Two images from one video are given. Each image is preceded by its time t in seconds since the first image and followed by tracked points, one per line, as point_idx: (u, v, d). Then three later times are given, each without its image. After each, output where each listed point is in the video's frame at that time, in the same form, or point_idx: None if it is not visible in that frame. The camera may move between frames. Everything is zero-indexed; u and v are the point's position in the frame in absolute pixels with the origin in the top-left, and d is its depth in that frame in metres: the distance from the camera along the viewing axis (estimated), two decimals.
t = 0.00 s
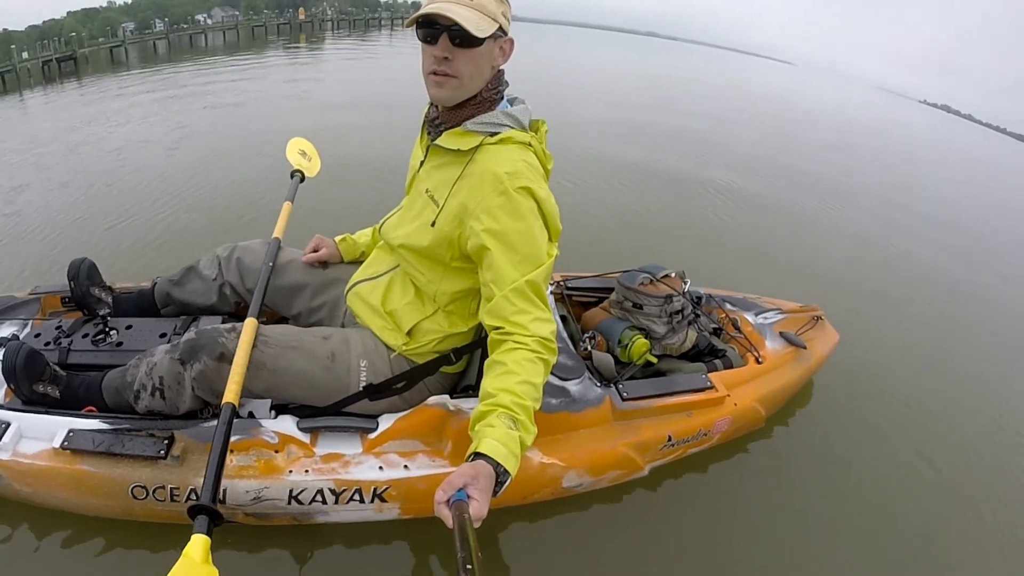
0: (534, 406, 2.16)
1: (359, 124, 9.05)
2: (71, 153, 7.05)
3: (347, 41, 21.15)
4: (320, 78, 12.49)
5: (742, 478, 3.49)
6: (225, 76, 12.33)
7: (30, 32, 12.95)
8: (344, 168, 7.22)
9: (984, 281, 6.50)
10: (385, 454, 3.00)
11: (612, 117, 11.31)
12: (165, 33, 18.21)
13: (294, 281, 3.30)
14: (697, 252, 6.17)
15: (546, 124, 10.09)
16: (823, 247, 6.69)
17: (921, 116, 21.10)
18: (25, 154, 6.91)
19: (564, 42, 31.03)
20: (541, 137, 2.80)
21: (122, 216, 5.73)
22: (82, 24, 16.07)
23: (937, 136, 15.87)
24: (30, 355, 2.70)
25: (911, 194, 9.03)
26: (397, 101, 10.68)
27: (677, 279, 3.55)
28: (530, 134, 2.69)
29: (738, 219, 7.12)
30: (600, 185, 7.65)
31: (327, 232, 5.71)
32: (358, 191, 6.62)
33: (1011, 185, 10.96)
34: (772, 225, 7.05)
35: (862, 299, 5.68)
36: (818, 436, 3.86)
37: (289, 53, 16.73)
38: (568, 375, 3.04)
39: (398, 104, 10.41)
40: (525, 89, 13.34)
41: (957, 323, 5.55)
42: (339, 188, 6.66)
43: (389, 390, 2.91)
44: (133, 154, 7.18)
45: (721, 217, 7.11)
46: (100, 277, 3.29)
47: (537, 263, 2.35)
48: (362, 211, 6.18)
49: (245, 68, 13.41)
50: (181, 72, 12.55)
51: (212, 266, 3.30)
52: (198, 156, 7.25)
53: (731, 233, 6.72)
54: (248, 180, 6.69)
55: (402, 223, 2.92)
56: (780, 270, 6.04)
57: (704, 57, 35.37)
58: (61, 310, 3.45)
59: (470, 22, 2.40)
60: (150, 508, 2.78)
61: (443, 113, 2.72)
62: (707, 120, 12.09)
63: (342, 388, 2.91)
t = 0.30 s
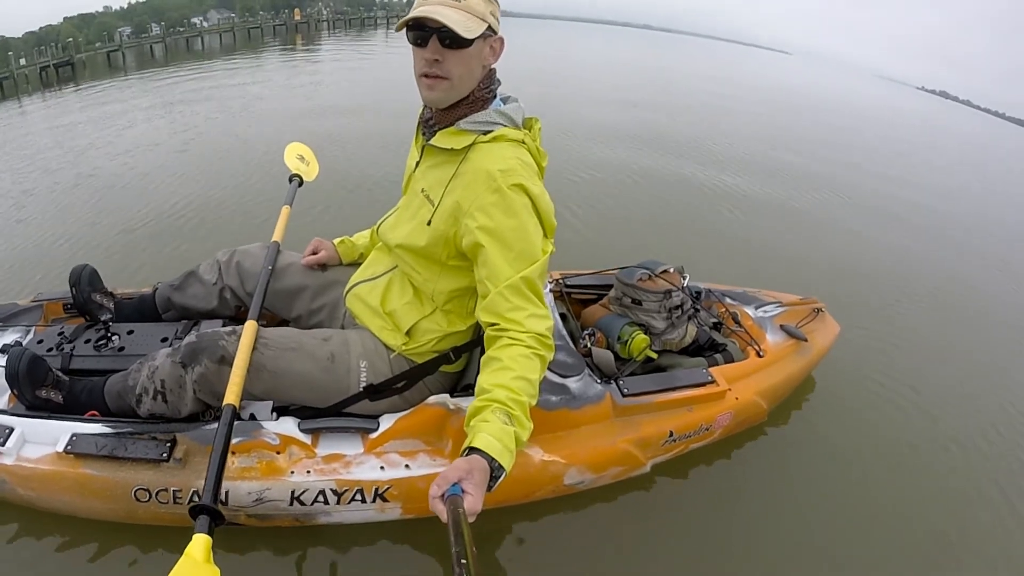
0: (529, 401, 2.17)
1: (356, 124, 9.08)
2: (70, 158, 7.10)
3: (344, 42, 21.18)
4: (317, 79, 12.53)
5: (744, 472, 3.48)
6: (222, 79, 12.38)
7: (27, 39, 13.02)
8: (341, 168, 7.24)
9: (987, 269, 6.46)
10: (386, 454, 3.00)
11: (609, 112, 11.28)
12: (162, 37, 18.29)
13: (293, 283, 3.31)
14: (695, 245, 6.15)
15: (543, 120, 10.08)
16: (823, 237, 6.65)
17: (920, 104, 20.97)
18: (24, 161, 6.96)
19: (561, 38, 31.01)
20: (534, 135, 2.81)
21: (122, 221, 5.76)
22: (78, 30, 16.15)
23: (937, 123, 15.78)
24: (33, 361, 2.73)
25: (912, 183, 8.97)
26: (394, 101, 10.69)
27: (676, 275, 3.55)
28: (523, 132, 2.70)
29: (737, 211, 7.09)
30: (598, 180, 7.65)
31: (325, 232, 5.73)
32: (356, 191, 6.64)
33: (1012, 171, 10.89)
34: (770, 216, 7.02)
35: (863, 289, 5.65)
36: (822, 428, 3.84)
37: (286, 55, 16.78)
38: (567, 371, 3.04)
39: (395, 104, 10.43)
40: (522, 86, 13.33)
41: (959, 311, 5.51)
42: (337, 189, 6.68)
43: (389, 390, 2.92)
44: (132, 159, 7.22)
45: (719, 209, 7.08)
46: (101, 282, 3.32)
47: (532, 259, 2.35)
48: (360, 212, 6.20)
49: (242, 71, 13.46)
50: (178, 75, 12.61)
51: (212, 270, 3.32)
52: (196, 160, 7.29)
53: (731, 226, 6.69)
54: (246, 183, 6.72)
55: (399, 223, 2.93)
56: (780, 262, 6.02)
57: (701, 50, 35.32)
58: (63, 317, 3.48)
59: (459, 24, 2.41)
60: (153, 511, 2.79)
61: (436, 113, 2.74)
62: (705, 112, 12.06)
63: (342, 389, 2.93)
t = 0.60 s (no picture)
0: (527, 403, 2.16)
1: (352, 120, 9.05)
2: (66, 158, 7.07)
3: (339, 37, 21.10)
4: (313, 75, 12.48)
5: (745, 469, 3.50)
6: (218, 76, 12.30)
7: (21, 39, 12.97)
8: (339, 165, 7.22)
9: (987, 261, 6.47)
10: (388, 456, 3.01)
11: (607, 106, 11.26)
12: (156, 35, 18.20)
13: (293, 285, 3.30)
14: (694, 240, 6.16)
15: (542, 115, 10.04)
16: (824, 231, 6.65)
17: (919, 95, 20.95)
18: (21, 161, 6.93)
19: (557, 31, 30.91)
20: (534, 135, 2.79)
21: (120, 221, 5.74)
22: (72, 29, 16.05)
23: (936, 114, 15.75)
24: (33, 366, 2.72)
25: (911, 175, 8.97)
26: (391, 96, 10.63)
27: (676, 273, 3.55)
28: (523, 132, 2.68)
29: (737, 206, 7.09)
30: (596, 174, 7.64)
31: (324, 231, 5.72)
32: (354, 189, 6.62)
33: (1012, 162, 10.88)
34: (768, 210, 7.03)
35: (861, 283, 5.67)
36: (821, 424, 3.86)
37: (282, 51, 16.72)
38: (568, 372, 3.04)
39: (391, 99, 10.39)
40: (520, 80, 13.27)
41: (960, 303, 5.53)
42: (335, 186, 6.66)
43: (391, 392, 2.92)
44: (128, 158, 7.18)
45: (717, 203, 7.09)
46: (100, 286, 3.31)
47: (531, 261, 2.33)
48: (359, 209, 6.17)
49: (238, 67, 13.40)
50: (174, 73, 12.55)
51: (212, 272, 3.31)
52: (194, 158, 7.26)
53: (731, 221, 6.69)
54: (244, 181, 6.69)
55: (399, 225, 2.92)
56: (780, 257, 6.02)
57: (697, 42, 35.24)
58: (63, 320, 3.47)
59: (458, 25, 2.39)
60: (156, 515, 2.80)
61: (435, 114, 2.71)
62: (702, 105, 12.05)
63: (344, 391, 2.92)
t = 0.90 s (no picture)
0: (527, 406, 2.16)
1: (355, 122, 9.06)
2: (67, 154, 7.05)
3: (342, 40, 21.13)
4: (316, 76, 12.50)
5: (743, 475, 3.52)
6: (220, 76, 12.28)
7: (24, 35, 12.96)
8: (341, 166, 7.22)
9: (985, 273, 6.51)
10: (387, 457, 3.01)
11: (608, 112, 11.31)
12: (159, 35, 18.21)
13: (294, 283, 3.30)
14: (694, 248, 6.19)
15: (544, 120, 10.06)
16: (823, 241, 6.68)
17: (919, 107, 21.06)
18: (21, 157, 6.91)
19: (559, 37, 31.01)
20: (538, 138, 2.79)
21: (121, 218, 5.72)
22: (74, 26, 16.03)
23: (936, 126, 15.84)
24: (32, 360, 2.71)
25: (911, 187, 9.02)
26: (394, 98, 10.65)
27: (676, 278, 3.57)
28: (527, 135, 2.68)
29: (737, 214, 7.12)
30: (597, 180, 7.67)
31: (325, 231, 5.72)
32: (355, 190, 6.62)
33: (1010, 175, 10.95)
34: (768, 219, 7.07)
35: (859, 293, 5.71)
36: (818, 431, 3.88)
37: (284, 52, 16.73)
38: (568, 375, 3.05)
39: (394, 102, 10.41)
40: (523, 85, 13.29)
41: (957, 315, 5.56)
42: (336, 187, 6.66)
43: (391, 392, 2.92)
44: (129, 155, 7.17)
45: (717, 211, 7.13)
46: (100, 281, 3.29)
47: (534, 264, 2.33)
48: (361, 211, 6.17)
49: (240, 67, 13.41)
50: (177, 72, 12.55)
51: (212, 269, 3.30)
52: (195, 156, 7.25)
53: (731, 229, 6.72)
54: (245, 180, 6.69)
55: (402, 225, 2.91)
56: (779, 265, 6.05)
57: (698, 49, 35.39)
58: (62, 315, 3.46)
59: (466, 27, 2.38)
60: (153, 512, 2.78)
61: (441, 115, 2.70)
62: (702, 113, 12.11)
63: (344, 391, 2.92)
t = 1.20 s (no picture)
0: (526, 407, 2.15)
1: (357, 124, 9.08)
2: (70, 154, 7.07)
3: (345, 43, 21.21)
4: (318, 79, 12.54)
5: (743, 478, 3.51)
6: (223, 77, 12.33)
7: (28, 35, 13.02)
8: (342, 168, 7.24)
9: (986, 279, 6.50)
10: (385, 457, 3.00)
11: (610, 117, 11.34)
12: (163, 36, 18.29)
13: (295, 283, 3.30)
14: (695, 251, 6.19)
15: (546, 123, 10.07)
16: (825, 246, 6.68)
17: (921, 114, 21.08)
18: (23, 156, 6.93)
19: (561, 41, 31.09)
20: (539, 139, 2.79)
21: (123, 217, 5.73)
22: (79, 27, 16.11)
23: (938, 133, 15.85)
24: (32, 358, 2.71)
25: (912, 193, 9.02)
26: (396, 101, 10.68)
27: (678, 281, 3.56)
28: (529, 136, 2.68)
29: (738, 218, 7.12)
30: (598, 184, 7.68)
31: (326, 233, 5.73)
32: (356, 191, 6.64)
33: (1013, 183, 10.94)
34: (769, 224, 7.07)
35: (860, 297, 5.70)
36: (819, 435, 3.87)
37: (287, 54, 16.79)
38: (568, 377, 3.05)
39: (396, 105, 10.44)
40: (525, 89, 13.33)
41: (958, 321, 5.55)
42: (337, 188, 6.68)
43: (390, 392, 2.92)
44: (131, 155, 7.19)
45: (718, 215, 7.13)
46: (101, 280, 3.30)
47: (534, 265, 2.33)
48: (363, 212, 6.18)
49: (243, 69, 13.46)
50: (180, 73, 12.61)
51: (213, 268, 3.30)
52: (196, 157, 7.27)
53: (732, 233, 6.72)
54: (246, 181, 6.70)
55: (402, 226, 2.91)
56: (780, 269, 6.04)
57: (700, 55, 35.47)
58: (62, 313, 3.47)
59: (468, 27, 2.38)
60: (151, 511, 2.78)
61: (442, 115, 2.71)
62: (704, 118, 12.13)
63: (343, 391, 2.92)
